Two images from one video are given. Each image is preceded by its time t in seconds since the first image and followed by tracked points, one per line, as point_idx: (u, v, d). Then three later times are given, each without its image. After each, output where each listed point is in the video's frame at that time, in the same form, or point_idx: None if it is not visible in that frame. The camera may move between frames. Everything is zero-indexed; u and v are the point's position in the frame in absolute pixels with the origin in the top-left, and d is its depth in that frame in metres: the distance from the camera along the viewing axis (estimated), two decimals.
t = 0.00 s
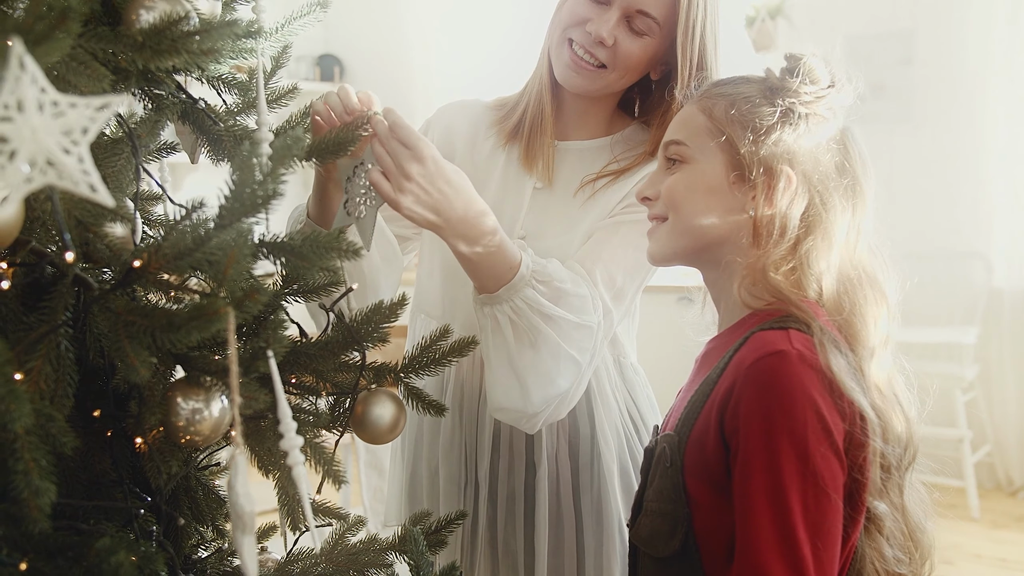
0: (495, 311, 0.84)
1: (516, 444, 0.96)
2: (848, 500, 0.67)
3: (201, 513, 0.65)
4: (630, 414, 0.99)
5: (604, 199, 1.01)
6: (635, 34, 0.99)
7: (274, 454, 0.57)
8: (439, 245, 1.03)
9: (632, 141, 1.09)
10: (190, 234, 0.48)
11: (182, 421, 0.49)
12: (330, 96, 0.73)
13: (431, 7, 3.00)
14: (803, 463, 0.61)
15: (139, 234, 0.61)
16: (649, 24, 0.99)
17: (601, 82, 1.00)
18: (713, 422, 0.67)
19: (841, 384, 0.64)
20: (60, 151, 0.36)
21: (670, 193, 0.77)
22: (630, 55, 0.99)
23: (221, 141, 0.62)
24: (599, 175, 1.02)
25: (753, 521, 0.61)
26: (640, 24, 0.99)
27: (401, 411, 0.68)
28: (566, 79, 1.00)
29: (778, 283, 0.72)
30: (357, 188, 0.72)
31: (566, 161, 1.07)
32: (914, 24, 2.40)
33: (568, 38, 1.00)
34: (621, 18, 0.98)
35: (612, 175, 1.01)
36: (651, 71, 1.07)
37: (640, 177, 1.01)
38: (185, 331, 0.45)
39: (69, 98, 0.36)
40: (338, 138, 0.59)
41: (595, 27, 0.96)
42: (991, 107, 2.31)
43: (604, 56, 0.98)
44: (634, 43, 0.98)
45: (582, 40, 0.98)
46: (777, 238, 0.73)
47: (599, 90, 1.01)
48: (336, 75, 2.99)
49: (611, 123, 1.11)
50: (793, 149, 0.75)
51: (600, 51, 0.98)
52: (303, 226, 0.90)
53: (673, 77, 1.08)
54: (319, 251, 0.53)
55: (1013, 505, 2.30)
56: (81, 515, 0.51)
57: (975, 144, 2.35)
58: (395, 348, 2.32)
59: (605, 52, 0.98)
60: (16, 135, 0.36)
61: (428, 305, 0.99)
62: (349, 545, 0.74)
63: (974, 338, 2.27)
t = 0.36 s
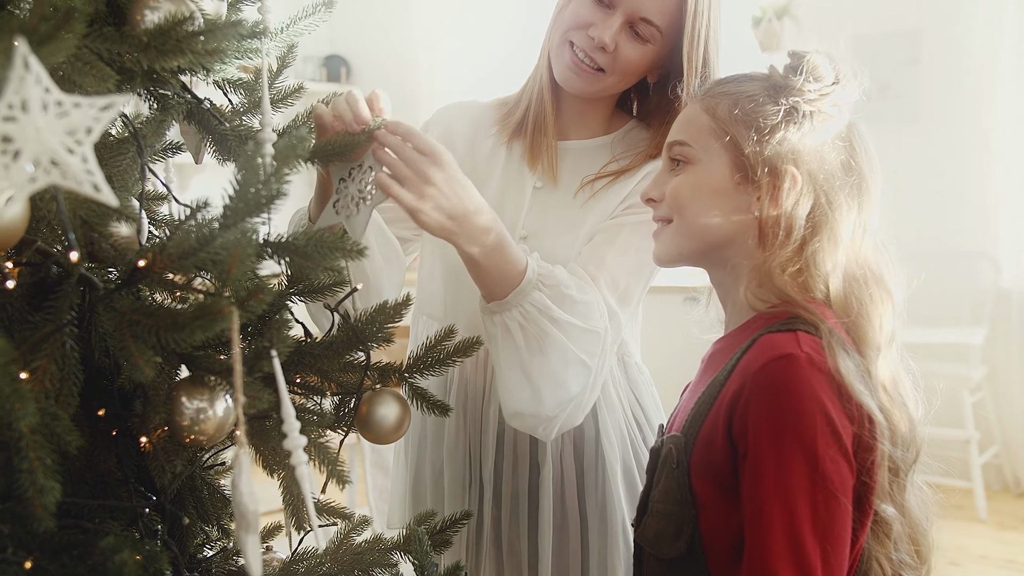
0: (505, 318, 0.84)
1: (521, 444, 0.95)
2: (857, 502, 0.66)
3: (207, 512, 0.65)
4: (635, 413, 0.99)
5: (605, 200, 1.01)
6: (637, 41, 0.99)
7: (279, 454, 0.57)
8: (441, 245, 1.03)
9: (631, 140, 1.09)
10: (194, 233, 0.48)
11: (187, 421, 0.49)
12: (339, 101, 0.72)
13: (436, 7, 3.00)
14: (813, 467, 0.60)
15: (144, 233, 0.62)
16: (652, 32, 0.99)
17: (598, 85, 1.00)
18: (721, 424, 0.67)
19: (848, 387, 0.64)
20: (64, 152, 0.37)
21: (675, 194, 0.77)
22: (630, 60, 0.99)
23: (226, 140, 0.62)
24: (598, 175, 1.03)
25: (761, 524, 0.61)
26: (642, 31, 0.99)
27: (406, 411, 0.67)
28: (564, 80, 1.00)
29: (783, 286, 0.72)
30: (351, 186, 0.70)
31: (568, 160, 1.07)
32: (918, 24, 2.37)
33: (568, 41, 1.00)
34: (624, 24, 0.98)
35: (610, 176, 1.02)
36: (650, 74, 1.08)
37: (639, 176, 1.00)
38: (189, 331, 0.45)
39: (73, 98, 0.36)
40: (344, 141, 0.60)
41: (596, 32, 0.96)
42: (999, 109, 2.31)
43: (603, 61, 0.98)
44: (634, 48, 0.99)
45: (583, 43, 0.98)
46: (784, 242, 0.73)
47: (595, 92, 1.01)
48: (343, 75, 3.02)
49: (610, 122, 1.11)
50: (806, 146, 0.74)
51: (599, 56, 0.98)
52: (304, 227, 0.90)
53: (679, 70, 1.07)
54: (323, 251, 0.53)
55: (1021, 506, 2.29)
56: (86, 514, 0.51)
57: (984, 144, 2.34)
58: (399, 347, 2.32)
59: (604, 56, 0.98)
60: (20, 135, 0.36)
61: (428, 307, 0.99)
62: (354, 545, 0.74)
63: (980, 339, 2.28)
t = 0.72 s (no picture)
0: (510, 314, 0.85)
1: (526, 443, 0.95)
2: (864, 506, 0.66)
3: (211, 512, 0.66)
4: (639, 412, 1.00)
5: (604, 202, 1.01)
6: (642, 53, 0.99)
7: (283, 453, 0.58)
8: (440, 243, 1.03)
9: (623, 138, 1.09)
10: (198, 233, 0.48)
11: (191, 420, 0.49)
12: (348, 91, 0.71)
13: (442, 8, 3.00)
14: (823, 472, 0.60)
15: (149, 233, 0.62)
16: (657, 46, 0.99)
17: (598, 90, 1.00)
18: (727, 428, 0.67)
19: (855, 392, 0.64)
20: (69, 152, 0.37)
21: (679, 196, 0.76)
22: (631, 73, 1.00)
23: (234, 137, 0.62)
24: (593, 180, 1.03)
25: (770, 529, 0.61)
26: (648, 44, 0.99)
27: (409, 410, 0.67)
28: (567, 82, 1.00)
29: (786, 287, 0.72)
30: (386, 186, 0.66)
31: (567, 159, 1.07)
32: (925, 24, 2.36)
33: (573, 45, 0.99)
34: (631, 37, 0.98)
35: (607, 179, 1.02)
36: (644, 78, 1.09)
37: (638, 178, 1.01)
38: (193, 330, 0.45)
39: (78, 98, 0.37)
40: (353, 133, 0.61)
41: (603, 43, 0.96)
42: (1005, 111, 2.31)
43: (608, 70, 0.97)
44: (637, 61, 0.99)
45: (588, 52, 0.98)
46: (788, 242, 0.73)
47: (593, 96, 1.01)
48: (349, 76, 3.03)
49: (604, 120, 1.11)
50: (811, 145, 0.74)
51: (603, 65, 0.97)
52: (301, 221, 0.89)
53: (686, 70, 1.08)
54: (327, 251, 0.53)
55: None
56: (91, 513, 0.51)
57: (990, 146, 2.34)
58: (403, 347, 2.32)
59: (609, 66, 0.97)
60: (24, 135, 0.36)
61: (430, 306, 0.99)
62: (358, 544, 0.74)
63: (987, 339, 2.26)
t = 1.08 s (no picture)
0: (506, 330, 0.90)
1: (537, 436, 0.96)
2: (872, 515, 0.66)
3: (214, 510, 0.65)
4: (649, 401, 1.02)
5: (616, 201, 1.03)
6: (649, 56, 1.00)
7: (285, 453, 0.58)
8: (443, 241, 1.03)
9: (627, 134, 1.10)
10: (201, 232, 0.48)
11: (194, 419, 0.49)
12: (353, 80, 0.71)
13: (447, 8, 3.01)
14: (831, 481, 0.60)
15: (154, 232, 0.62)
16: (665, 50, 0.99)
17: (606, 92, 1.00)
18: (734, 434, 0.67)
19: (863, 399, 0.64)
20: (72, 151, 0.37)
21: (683, 195, 0.76)
22: (638, 76, 1.00)
23: (239, 134, 0.63)
24: (601, 176, 1.04)
25: (778, 536, 0.60)
26: (655, 47, 0.99)
27: (412, 408, 0.67)
28: (575, 83, 1.00)
29: (792, 292, 0.72)
30: (432, 181, 0.73)
31: (574, 157, 1.07)
32: (932, 24, 2.35)
33: (582, 46, 0.99)
34: (639, 41, 0.98)
35: (615, 177, 1.04)
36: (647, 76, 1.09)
37: (644, 179, 1.03)
38: (196, 329, 0.45)
39: (81, 98, 0.37)
40: (357, 127, 0.62)
41: (613, 45, 0.96)
42: (1012, 110, 2.30)
43: (616, 72, 0.98)
44: (644, 63, 0.99)
45: (598, 54, 0.98)
46: (794, 247, 0.73)
47: (602, 97, 1.01)
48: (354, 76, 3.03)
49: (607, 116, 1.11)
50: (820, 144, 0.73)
51: (612, 67, 0.98)
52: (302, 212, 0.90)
53: (691, 69, 1.07)
54: (330, 250, 0.53)
55: None
56: (94, 511, 0.51)
57: (997, 146, 2.33)
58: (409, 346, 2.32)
59: (618, 68, 0.98)
60: (27, 134, 0.36)
61: (434, 306, 0.99)
62: (362, 543, 0.74)
63: (993, 339, 2.25)
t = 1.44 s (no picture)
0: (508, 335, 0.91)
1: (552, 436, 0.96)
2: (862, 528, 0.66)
3: (218, 509, 0.65)
4: (663, 395, 1.03)
5: (625, 197, 1.03)
6: (656, 51, 1.00)
7: (288, 452, 0.58)
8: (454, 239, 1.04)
9: (635, 132, 1.09)
10: (204, 232, 0.49)
11: (197, 417, 0.49)
12: (359, 72, 0.72)
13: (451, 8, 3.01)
14: (826, 479, 0.60)
15: (158, 231, 0.62)
16: (671, 45, 1.00)
17: (614, 88, 1.00)
18: (743, 425, 0.67)
19: (875, 405, 0.63)
20: (73, 150, 0.37)
21: (690, 194, 0.76)
22: (646, 71, 0.99)
23: (244, 132, 0.63)
24: (611, 172, 1.04)
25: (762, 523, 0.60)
26: (662, 43, 0.99)
27: (415, 407, 0.67)
28: (583, 79, 1.00)
29: (801, 296, 0.71)
30: (401, 172, 0.64)
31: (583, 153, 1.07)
32: (938, 24, 2.34)
33: (589, 42, 1.00)
34: (646, 35, 0.98)
35: (624, 172, 1.04)
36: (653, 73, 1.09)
37: (653, 175, 1.03)
38: (198, 328, 0.45)
39: (83, 97, 0.37)
40: (361, 115, 0.63)
41: (619, 40, 0.96)
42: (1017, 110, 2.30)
43: (624, 67, 0.98)
44: (652, 58, 0.99)
45: (604, 49, 0.98)
46: (800, 249, 0.73)
47: (609, 94, 1.01)
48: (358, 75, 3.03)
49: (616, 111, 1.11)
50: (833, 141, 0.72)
51: (619, 62, 0.98)
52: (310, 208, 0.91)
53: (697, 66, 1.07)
54: (333, 250, 0.53)
55: None
56: (97, 509, 0.51)
57: (1002, 146, 2.32)
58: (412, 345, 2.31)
59: (624, 64, 0.98)
60: (30, 133, 0.36)
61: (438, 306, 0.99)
62: (364, 543, 0.74)
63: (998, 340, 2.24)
